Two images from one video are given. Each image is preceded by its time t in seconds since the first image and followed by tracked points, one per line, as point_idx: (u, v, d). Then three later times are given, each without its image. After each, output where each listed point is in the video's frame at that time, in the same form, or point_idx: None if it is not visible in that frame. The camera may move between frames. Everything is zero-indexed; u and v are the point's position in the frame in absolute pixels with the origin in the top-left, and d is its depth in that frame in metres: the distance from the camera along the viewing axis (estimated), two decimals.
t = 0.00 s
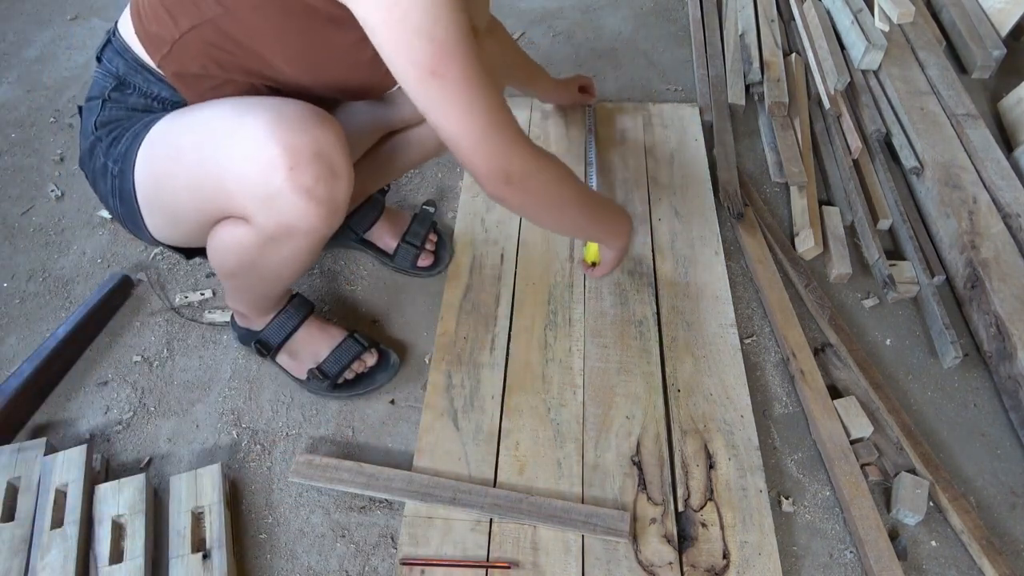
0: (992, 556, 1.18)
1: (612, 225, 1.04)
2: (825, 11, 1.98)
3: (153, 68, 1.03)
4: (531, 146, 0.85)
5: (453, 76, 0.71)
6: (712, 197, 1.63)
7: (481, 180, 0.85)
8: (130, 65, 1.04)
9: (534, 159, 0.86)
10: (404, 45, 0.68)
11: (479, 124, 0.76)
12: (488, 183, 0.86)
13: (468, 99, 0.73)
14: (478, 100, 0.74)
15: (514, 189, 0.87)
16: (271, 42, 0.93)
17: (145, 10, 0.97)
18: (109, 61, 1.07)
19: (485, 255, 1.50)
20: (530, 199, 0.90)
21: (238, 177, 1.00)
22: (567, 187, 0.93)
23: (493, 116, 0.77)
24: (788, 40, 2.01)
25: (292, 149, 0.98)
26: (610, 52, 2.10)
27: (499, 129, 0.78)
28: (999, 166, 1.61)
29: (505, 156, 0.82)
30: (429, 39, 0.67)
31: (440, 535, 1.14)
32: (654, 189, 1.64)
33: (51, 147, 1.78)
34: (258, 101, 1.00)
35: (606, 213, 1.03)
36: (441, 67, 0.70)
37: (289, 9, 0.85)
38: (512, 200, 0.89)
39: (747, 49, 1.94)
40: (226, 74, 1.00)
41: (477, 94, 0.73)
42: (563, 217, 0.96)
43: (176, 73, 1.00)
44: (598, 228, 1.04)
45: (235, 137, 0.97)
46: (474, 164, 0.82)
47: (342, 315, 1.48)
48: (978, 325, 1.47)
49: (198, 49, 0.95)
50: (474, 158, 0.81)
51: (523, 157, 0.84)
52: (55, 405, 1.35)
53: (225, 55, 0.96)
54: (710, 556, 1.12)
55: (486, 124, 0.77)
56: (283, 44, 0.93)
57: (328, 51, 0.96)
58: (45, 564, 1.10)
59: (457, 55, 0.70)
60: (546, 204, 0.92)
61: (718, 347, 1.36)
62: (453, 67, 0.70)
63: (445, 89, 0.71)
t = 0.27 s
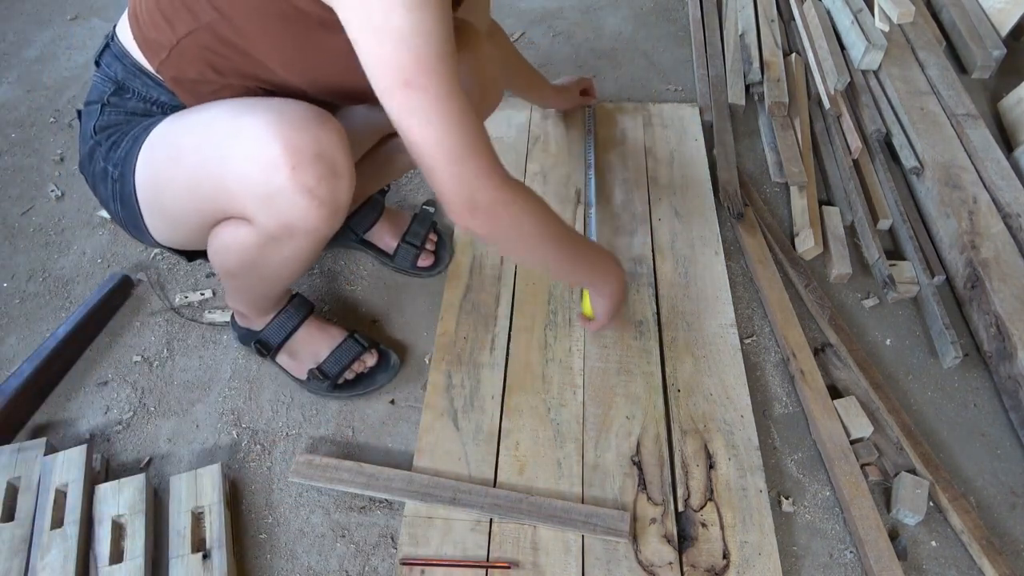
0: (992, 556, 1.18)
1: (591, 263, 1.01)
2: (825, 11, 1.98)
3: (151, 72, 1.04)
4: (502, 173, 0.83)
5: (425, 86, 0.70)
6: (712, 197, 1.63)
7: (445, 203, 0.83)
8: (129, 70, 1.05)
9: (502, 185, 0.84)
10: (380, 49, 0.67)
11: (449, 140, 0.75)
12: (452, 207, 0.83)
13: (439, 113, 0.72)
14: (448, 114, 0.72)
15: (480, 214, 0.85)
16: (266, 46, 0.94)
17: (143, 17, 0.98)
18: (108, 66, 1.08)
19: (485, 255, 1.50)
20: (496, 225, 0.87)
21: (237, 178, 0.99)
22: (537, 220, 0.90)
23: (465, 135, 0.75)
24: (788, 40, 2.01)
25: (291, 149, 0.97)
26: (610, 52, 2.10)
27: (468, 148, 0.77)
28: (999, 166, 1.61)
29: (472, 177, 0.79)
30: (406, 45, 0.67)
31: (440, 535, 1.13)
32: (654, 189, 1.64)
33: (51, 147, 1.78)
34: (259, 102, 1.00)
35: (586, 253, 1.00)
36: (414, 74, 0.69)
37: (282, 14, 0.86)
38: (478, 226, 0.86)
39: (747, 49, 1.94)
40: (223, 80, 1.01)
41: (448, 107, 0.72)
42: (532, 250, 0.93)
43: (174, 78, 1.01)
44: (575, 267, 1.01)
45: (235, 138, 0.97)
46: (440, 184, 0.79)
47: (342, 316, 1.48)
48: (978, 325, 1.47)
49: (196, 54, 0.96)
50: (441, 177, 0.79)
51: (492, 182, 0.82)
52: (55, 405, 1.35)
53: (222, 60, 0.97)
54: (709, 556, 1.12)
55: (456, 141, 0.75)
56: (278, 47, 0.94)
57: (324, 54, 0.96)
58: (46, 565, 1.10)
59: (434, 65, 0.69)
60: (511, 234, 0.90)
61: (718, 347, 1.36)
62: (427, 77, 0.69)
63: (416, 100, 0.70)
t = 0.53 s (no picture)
0: (992, 556, 1.18)
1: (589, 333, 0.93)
2: (825, 11, 1.98)
3: (148, 74, 1.04)
4: (480, 206, 0.78)
5: (397, 97, 0.68)
6: (712, 197, 1.63)
7: (418, 232, 0.79)
8: (126, 72, 1.05)
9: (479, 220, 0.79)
10: (357, 57, 0.68)
11: (423, 159, 0.72)
12: (424, 237, 0.79)
13: (412, 128, 0.70)
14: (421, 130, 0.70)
15: (453, 248, 0.80)
16: (259, 52, 0.94)
17: (140, 20, 0.99)
18: (106, 68, 1.08)
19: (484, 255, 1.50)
20: (472, 263, 0.82)
21: (231, 177, 0.99)
22: (520, 267, 0.84)
23: (439, 157, 0.72)
24: (788, 40, 2.01)
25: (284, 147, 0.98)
26: (610, 52, 2.10)
27: (442, 170, 0.73)
28: (999, 166, 1.61)
29: (443, 204, 0.75)
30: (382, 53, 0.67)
31: (440, 535, 1.13)
32: (654, 189, 1.64)
33: (51, 147, 1.78)
34: (252, 100, 1.00)
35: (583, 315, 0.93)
36: (386, 84, 0.68)
37: (273, 23, 0.86)
38: (451, 260, 0.81)
39: (747, 49, 1.94)
40: (218, 84, 1.02)
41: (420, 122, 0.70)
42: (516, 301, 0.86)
43: (169, 82, 1.01)
44: (569, 332, 0.92)
45: (229, 136, 0.97)
46: (410, 207, 0.76)
47: (342, 315, 1.48)
48: (978, 325, 1.47)
49: (190, 58, 0.96)
50: (412, 200, 0.75)
51: (466, 214, 0.77)
52: (55, 405, 1.35)
53: (216, 64, 0.98)
54: (710, 556, 1.12)
55: (427, 162, 0.72)
56: (270, 54, 0.94)
57: (316, 62, 0.96)
58: (46, 564, 1.10)
59: (410, 78, 0.68)
60: (490, 277, 0.83)
61: (718, 347, 1.35)
62: (400, 88, 0.68)
63: (387, 112, 0.69)
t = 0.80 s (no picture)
0: (992, 556, 1.18)
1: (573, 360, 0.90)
2: (825, 11, 1.98)
3: (142, 77, 1.04)
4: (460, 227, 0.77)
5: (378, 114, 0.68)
6: (712, 196, 1.63)
7: (396, 247, 0.79)
8: (121, 75, 1.05)
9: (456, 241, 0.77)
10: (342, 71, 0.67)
11: (403, 176, 0.71)
12: (402, 253, 0.79)
13: (392, 145, 0.69)
14: (400, 147, 0.70)
15: (430, 266, 0.79)
16: (251, 60, 0.95)
17: (135, 26, 1.00)
18: (102, 71, 1.08)
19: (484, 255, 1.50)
20: (451, 283, 0.80)
21: (223, 173, 0.99)
22: (498, 290, 0.82)
23: (418, 174, 0.72)
24: (788, 40, 2.01)
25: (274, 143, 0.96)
26: (610, 52, 2.10)
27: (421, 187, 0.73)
28: (999, 166, 1.61)
29: (421, 222, 0.75)
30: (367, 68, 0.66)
31: (440, 535, 1.13)
32: (654, 189, 1.64)
33: (51, 147, 1.78)
34: (243, 95, 0.98)
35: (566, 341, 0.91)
36: (368, 100, 0.68)
37: (263, 33, 0.87)
38: (427, 277, 0.81)
39: (747, 49, 1.94)
40: (211, 90, 1.02)
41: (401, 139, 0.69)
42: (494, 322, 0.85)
43: (163, 86, 1.02)
44: (552, 358, 0.90)
45: (220, 133, 0.96)
46: (389, 222, 0.76)
47: (342, 315, 1.48)
48: (978, 325, 1.47)
49: (183, 64, 0.97)
50: (390, 216, 0.75)
51: (443, 234, 0.76)
52: (55, 405, 1.35)
53: (208, 71, 0.98)
54: (710, 556, 1.12)
55: (406, 178, 0.71)
56: (262, 62, 0.95)
57: (308, 71, 0.97)
58: (46, 564, 1.10)
59: (392, 94, 0.68)
60: (467, 298, 0.82)
61: (718, 347, 1.36)
62: (382, 104, 0.68)
63: (369, 126, 0.69)
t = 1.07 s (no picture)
0: (992, 556, 1.18)
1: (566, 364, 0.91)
2: (825, 11, 1.98)
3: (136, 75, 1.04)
4: (453, 234, 0.78)
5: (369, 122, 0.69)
6: (712, 196, 1.63)
7: (388, 254, 0.79)
8: (117, 73, 1.06)
9: (448, 249, 0.78)
10: (332, 79, 0.68)
11: (394, 182, 0.72)
12: (395, 260, 0.79)
13: (383, 151, 0.70)
14: (391, 154, 0.70)
15: (422, 272, 0.79)
16: (241, 59, 0.95)
17: (130, 24, 1.00)
18: (100, 68, 1.08)
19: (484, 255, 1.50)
20: (444, 290, 0.80)
21: (217, 170, 0.99)
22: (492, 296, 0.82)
23: (409, 180, 0.72)
24: (788, 40, 2.01)
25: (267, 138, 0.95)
26: (610, 52, 2.10)
27: (413, 194, 0.73)
28: (999, 166, 1.61)
29: (414, 228, 0.75)
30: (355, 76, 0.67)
31: (440, 535, 1.13)
32: (654, 189, 1.64)
33: (51, 147, 1.78)
34: (237, 91, 0.98)
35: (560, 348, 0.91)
36: (358, 107, 0.68)
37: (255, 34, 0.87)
38: (420, 284, 0.81)
39: (747, 49, 1.94)
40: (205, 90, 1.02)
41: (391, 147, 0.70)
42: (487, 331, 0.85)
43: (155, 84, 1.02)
44: (545, 364, 0.90)
45: (212, 130, 0.96)
46: (380, 229, 0.76)
47: (342, 315, 1.48)
48: (978, 325, 1.47)
49: (175, 63, 0.97)
50: (382, 223, 0.75)
51: (437, 242, 0.77)
52: (55, 405, 1.35)
53: (201, 70, 0.99)
54: (710, 556, 1.12)
55: (397, 184, 0.72)
56: (254, 62, 0.95)
57: (299, 73, 0.98)
58: (46, 564, 1.10)
59: (381, 101, 0.68)
60: (460, 305, 0.82)
61: (718, 347, 1.36)
62: (370, 110, 0.68)
63: (358, 134, 0.69)
